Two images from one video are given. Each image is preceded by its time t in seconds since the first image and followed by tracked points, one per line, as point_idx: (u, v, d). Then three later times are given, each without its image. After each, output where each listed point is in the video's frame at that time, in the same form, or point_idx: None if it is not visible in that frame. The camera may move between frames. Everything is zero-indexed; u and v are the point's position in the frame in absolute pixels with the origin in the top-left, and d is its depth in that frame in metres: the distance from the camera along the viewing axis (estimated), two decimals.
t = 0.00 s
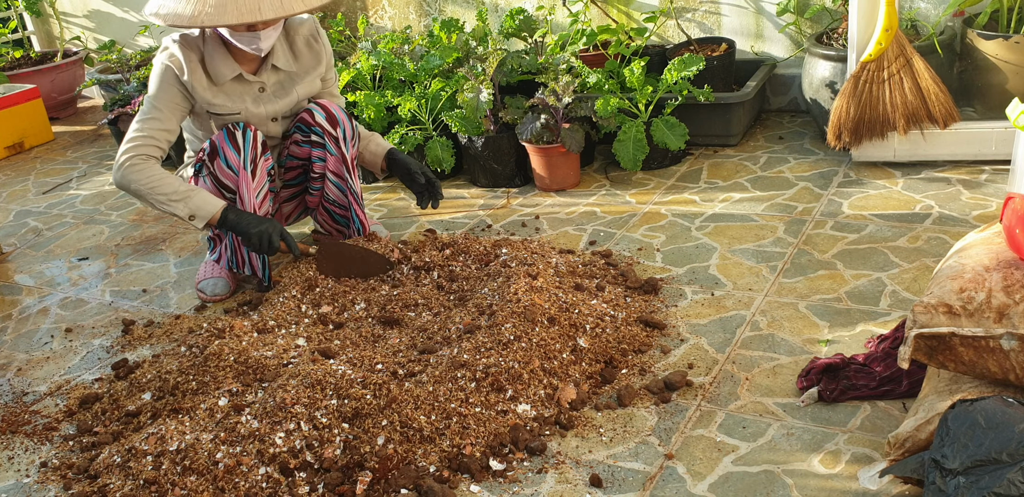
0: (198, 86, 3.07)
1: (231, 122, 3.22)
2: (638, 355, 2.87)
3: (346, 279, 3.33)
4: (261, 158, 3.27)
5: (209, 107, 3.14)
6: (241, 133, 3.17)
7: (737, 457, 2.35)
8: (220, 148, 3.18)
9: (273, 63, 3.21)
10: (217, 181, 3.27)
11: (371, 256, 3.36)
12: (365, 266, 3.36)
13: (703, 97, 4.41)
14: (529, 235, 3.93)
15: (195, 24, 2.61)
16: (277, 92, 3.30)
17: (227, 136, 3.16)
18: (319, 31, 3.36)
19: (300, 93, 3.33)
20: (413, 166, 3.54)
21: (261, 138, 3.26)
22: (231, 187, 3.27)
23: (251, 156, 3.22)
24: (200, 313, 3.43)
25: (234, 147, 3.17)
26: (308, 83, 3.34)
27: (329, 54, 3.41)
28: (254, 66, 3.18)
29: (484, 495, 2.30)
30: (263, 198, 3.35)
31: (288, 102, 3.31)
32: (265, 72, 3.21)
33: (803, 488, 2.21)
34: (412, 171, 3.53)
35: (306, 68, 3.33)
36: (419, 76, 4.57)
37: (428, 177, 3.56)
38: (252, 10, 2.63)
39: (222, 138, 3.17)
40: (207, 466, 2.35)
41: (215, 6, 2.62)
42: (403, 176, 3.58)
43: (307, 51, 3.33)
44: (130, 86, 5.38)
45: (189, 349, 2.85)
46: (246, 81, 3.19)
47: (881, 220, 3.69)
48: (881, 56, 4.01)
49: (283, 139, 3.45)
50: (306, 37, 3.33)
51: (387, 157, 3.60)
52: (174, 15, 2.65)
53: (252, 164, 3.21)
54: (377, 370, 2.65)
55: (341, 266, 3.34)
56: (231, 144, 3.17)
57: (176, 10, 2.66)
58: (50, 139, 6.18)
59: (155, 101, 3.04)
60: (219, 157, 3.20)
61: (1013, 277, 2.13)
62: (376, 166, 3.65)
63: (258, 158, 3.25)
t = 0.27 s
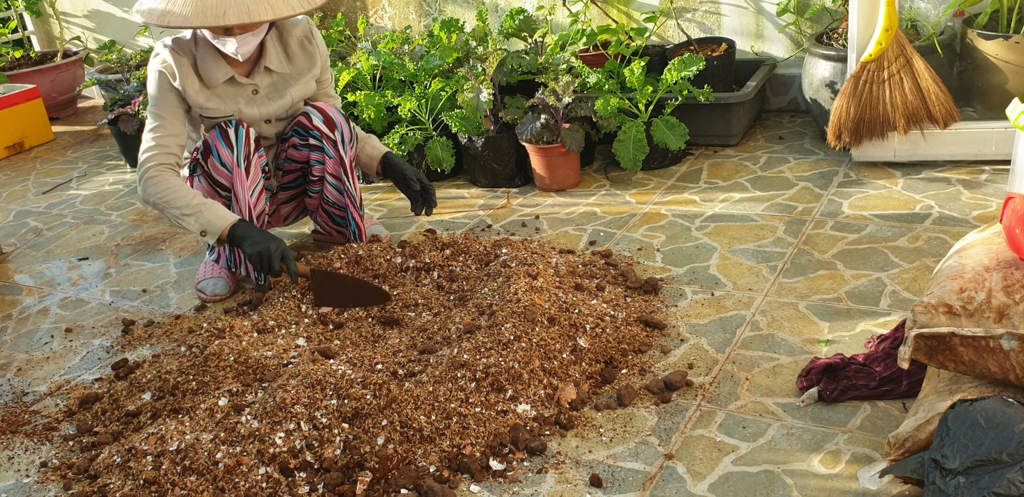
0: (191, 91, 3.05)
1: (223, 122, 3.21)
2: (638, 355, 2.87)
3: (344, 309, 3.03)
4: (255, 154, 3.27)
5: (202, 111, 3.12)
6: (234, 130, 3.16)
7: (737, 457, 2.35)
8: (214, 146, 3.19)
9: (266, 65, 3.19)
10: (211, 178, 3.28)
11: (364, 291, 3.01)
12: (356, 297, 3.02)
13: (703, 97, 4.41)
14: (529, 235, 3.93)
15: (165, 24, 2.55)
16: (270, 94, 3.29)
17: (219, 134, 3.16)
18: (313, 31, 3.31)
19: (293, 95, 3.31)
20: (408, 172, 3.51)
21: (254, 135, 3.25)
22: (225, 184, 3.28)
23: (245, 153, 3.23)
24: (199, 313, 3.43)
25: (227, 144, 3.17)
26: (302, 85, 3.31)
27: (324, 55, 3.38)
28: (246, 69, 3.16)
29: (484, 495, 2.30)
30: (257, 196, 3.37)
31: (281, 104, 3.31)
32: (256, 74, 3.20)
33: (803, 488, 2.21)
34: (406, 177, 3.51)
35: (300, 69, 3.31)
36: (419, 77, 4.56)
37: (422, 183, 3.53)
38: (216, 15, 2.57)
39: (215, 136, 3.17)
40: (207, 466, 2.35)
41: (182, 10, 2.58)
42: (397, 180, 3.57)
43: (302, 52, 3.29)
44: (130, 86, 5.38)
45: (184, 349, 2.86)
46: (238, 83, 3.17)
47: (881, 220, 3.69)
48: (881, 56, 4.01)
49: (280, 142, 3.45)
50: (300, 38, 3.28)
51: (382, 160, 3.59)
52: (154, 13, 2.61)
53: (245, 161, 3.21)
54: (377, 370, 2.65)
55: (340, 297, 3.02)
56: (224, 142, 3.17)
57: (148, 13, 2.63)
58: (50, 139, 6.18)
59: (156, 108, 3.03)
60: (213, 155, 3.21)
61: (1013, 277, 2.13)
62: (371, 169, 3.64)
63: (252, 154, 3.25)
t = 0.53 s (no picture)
0: (193, 92, 3.04)
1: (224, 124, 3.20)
2: (637, 355, 2.87)
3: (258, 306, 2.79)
4: (254, 155, 3.27)
5: (205, 113, 3.10)
6: (232, 131, 3.15)
7: (737, 457, 2.35)
8: (213, 148, 3.18)
9: (265, 63, 3.19)
10: (210, 180, 3.27)
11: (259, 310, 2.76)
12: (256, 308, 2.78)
13: (703, 97, 4.41)
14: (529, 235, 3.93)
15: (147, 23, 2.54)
16: (270, 93, 3.29)
17: (217, 135, 3.15)
18: (310, 27, 3.32)
19: (294, 93, 3.31)
20: (405, 171, 3.52)
21: (253, 136, 3.25)
22: (224, 186, 3.28)
23: (244, 154, 3.22)
24: (200, 313, 3.43)
25: (226, 146, 3.17)
26: (302, 82, 3.31)
27: (321, 51, 3.38)
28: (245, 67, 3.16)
29: (484, 495, 2.30)
30: (256, 197, 3.37)
31: (282, 103, 3.30)
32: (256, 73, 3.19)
33: (803, 488, 2.21)
34: (403, 176, 3.52)
35: (299, 67, 3.31)
36: (419, 77, 4.56)
37: (419, 182, 3.53)
38: (195, 19, 2.50)
39: (214, 138, 3.16)
40: (207, 466, 2.35)
41: (164, 13, 2.54)
42: (395, 179, 3.56)
43: (299, 48, 3.30)
44: (130, 86, 5.38)
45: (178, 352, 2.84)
46: (239, 82, 3.17)
47: (881, 220, 3.69)
48: (881, 56, 4.01)
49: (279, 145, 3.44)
50: (297, 35, 3.29)
51: (380, 159, 3.59)
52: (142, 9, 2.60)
53: (244, 162, 3.20)
54: (377, 370, 2.65)
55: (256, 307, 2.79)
56: (223, 143, 3.16)
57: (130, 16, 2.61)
58: (50, 139, 6.18)
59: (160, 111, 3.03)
60: (212, 157, 3.20)
61: (1013, 277, 2.13)
62: (369, 167, 3.63)
63: (251, 155, 3.25)
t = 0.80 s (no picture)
0: (191, 89, 3.04)
1: (226, 123, 3.21)
2: (637, 355, 2.87)
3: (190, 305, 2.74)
4: (258, 157, 3.26)
5: (205, 110, 3.12)
6: (237, 133, 3.15)
7: (737, 457, 2.35)
8: (216, 149, 3.18)
9: (266, 63, 3.19)
10: (214, 180, 3.28)
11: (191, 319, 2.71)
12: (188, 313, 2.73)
13: (703, 97, 4.41)
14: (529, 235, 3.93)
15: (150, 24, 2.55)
16: (271, 92, 3.29)
17: (222, 136, 3.15)
18: (312, 28, 3.32)
19: (295, 93, 3.30)
20: (406, 172, 3.51)
21: (258, 137, 3.24)
22: (227, 187, 3.28)
23: (248, 156, 3.21)
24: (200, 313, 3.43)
25: (230, 147, 3.17)
26: (303, 83, 3.30)
27: (323, 53, 3.38)
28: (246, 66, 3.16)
29: (484, 495, 2.30)
30: (259, 198, 3.36)
31: (283, 103, 3.30)
32: (257, 72, 3.19)
33: (803, 488, 2.21)
34: (404, 177, 3.50)
35: (300, 67, 3.31)
36: (419, 77, 4.56)
37: (420, 183, 3.51)
38: (200, 17, 2.51)
39: (218, 139, 3.16)
40: (207, 466, 2.35)
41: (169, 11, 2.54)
42: (396, 180, 3.55)
43: (302, 49, 3.30)
44: (130, 86, 5.38)
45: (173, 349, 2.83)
46: (239, 81, 3.17)
47: (881, 220, 3.69)
48: (881, 56, 4.01)
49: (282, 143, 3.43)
50: (299, 35, 3.29)
51: (381, 160, 3.59)
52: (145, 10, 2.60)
53: (248, 164, 3.20)
54: (377, 370, 2.65)
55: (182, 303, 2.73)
56: (227, 144, 3.16)
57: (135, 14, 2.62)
58: (50, 139, 6.18)
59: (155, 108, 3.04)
60: (215, 158, 3.21)
61: (1013, 277, 2.13)
62: (370, 168, 3.64)
63: (255, 157, 3.24)
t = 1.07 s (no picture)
0: (182, 92, 3.05)
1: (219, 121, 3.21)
2: (637, 355, 2.87)
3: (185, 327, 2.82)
4: (254, 153, 3.26)
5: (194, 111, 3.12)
6: (232, 129, 3.14)
7: (737, 457, 2.35)
8: (212, 145, 3.17)
9: (261, 68, 3.18)
10: (210, 177, 3.27)
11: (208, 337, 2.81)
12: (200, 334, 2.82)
13: (703, 97, 4.41)
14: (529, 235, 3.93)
15: (152, 29, 2.54)
16: (265, 97, 3.29)
17: (218, 132, 3.15)
18: (311, 35, 3.32)
19: (289, 98, 3.31)
20: (405, 180, 3.49)
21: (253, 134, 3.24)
22: (224, 183, 3.27)
23: (244, 152, 3.21)
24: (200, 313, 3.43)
25: (226, 143, 3.16)
26: (298, 88, 3.31)
27: (321, 58, 3.38)
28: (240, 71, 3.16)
29: (484, 495, 2.30)
30: (256, 195, 3.36)
31: (277, 107, 3.30)
32: (252, 77, 3.19)
33: (803, 488, 2.21)
34: (402, 185, 3.49)
35: (296, 72, 3.31)
36: (419, 77, 4.56)
37: (417, 192, 3.51)
38: (205, 22, 2.51)
39: (214, 135, 3.16)
40: (207, 466, 2.35)
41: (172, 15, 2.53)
42: (394, 186, 3.55)
43: (298, 55, 3.30)
44: (130, 86, 5.38)
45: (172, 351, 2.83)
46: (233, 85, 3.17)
47: (881, 220, 3.69)
48: (881, 56, 4.01)
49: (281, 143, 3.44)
50: (297, 41, 3.29)
51: (381, 166, 3.58)
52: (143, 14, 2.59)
53: (245, 159, 3.20)
54: (377, 370, 2.65)
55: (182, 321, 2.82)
56: (223, 140, 3.16)
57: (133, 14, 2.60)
58: (50, 139, 6.18)
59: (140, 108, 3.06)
60: (211, 153, 3.20)
61: (1014, 277, 2.13)
62: (370, 173, 3.63)
63: (251, 153, 3.24)
